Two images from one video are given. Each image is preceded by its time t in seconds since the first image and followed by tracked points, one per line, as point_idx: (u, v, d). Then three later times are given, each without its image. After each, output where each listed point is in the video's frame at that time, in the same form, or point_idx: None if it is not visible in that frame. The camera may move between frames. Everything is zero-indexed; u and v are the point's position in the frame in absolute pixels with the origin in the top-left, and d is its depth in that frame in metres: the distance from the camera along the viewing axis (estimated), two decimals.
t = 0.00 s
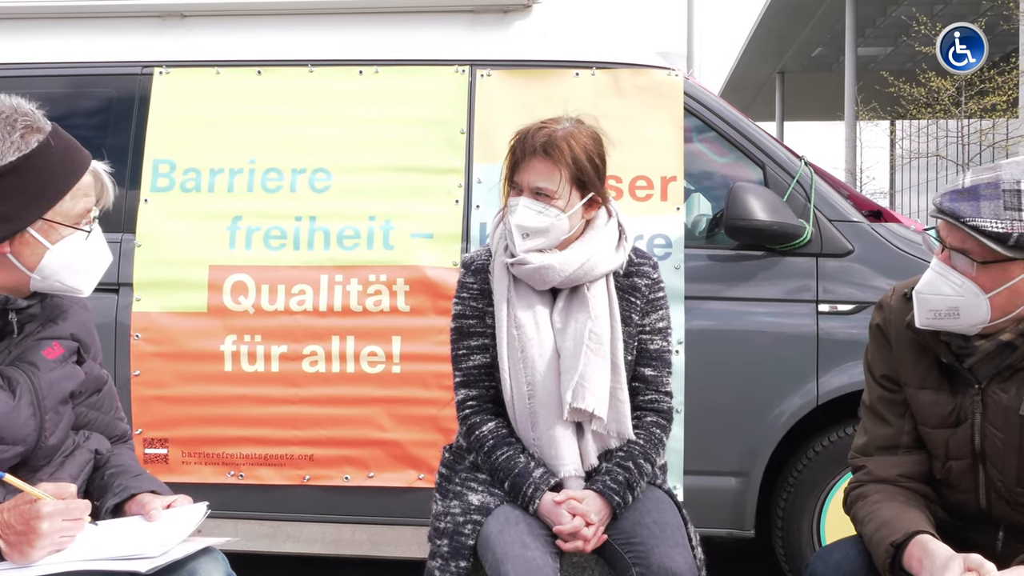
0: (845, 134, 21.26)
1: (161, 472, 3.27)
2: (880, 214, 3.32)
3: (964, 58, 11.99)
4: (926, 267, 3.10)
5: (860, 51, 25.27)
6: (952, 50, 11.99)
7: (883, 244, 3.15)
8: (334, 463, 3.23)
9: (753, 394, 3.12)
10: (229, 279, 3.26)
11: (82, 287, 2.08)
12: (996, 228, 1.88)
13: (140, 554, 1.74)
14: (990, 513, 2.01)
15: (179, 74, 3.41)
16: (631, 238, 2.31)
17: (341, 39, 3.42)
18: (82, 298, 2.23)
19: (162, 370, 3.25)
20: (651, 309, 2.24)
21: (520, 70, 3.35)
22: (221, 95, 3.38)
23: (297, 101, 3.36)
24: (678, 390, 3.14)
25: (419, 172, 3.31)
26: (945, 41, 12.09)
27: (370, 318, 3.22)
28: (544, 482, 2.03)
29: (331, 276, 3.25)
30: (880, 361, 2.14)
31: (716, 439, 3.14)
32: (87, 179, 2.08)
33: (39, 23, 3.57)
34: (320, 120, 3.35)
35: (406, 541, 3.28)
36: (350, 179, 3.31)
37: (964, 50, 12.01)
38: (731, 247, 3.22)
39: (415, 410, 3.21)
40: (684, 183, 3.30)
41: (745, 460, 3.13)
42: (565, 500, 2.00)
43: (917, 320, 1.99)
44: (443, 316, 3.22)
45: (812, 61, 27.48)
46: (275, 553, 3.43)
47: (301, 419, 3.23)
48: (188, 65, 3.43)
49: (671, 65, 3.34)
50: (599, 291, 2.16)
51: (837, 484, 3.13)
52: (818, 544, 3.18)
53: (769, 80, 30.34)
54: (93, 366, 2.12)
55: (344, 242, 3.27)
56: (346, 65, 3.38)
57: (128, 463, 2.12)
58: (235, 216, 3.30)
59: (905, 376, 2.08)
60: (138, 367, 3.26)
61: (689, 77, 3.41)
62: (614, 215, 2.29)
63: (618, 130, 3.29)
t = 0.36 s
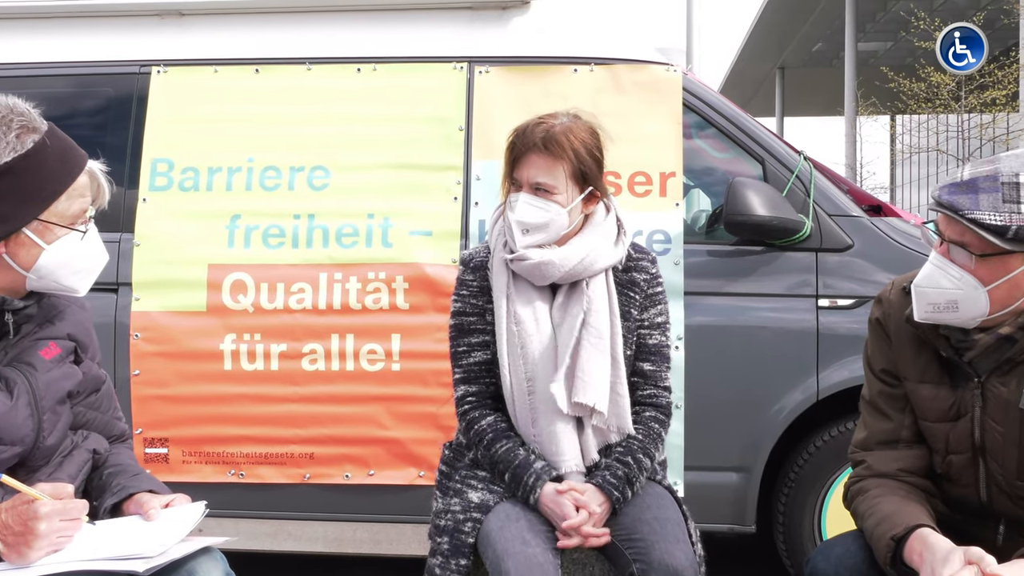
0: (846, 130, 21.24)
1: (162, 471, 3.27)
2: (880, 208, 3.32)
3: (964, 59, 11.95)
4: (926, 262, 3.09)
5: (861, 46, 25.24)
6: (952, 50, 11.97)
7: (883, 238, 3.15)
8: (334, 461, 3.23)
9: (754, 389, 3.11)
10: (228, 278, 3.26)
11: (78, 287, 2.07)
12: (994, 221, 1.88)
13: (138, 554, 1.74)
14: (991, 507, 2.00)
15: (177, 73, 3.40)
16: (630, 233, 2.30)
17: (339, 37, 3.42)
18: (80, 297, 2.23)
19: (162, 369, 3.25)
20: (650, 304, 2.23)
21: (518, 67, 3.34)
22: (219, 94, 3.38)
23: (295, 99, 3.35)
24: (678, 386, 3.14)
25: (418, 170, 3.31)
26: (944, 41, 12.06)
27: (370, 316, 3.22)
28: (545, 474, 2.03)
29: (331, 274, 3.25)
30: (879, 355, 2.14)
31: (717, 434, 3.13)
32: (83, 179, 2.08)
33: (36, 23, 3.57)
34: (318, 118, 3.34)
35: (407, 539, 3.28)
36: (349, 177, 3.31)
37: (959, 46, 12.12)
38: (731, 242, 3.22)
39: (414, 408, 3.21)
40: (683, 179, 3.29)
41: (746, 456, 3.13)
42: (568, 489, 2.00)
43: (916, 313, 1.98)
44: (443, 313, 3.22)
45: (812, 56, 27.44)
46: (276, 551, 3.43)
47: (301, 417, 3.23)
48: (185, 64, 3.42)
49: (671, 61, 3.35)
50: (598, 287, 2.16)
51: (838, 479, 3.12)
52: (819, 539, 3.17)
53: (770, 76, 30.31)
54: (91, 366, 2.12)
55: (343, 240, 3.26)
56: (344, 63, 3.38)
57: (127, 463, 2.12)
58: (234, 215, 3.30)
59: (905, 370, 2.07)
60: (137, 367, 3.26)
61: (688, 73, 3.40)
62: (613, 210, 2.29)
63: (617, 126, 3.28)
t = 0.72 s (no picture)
0: (842, 125, 21.26)
1: (155, 467, 3.26)
2: (875, 204, 3.32)
3: (964, 58, 11.90)
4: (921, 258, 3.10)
5: (857, 41, 25.24)
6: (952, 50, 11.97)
7: (879, 234, 3.15)
8: (329, 457, 3.23)
9: (749, 385, 3.11)
10: (222, 274, 3.25)
11: (71, 284, 2.06)
12: (989, 218, 1.88)
13: (131, 551, 1.73)
14: (985, 503, 2.00)
15: (171, 67, 3.39)
16: (628, 230, 2.30)
17: (334, 32, 3.40)
18: (73, 294, 2.22)
19: (156, 365, 3.24)
20: (646, 301, 2.23)
21: (514, 62, 3.33)
22: (213, 88, 3.36)
23: (289, 94, 3.34)
24: (673, 381, 3.13)
25: (413, 165, 3.30)
26: (945, 41, 12.03)
27: (365, 312, 3.21)
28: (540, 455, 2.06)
29: (325, 270, 3.24)
30: (874, 351, 2.14)
31: (712, 430, 3.13)
32: (76, 176, 2.07)
33: (29, 17, 3.55)
34: (313, 113, 3.33)
35: (401, 535, 3.27)
36: (344, 172, 3.30)
37: (960, 49, 12.01)
38: (726, 238, 3.21)
39: (409, 404, 3.20)
40: (679, 175, 3.29)
41: (741, 451, 3.13)
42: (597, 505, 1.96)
43: (911, 310, 1.98)
44: (438, 309, 3.21)
45: (808, 52, 27.44)
46: (270, 548, 3.42)
47: (295, 413, 3.22)
48: (179, 58, 3.41)
49: (666, 56, 3.32)
50: (595, 284, 2.15)
51: (832, 475, 3.13)
52: (814, 534, 3.17)
53: (765, 72, 30.31)
54: (83, 362, 2.12)
55: (338, 236, 3.25)
56: (339, 58, 3.36)
57: (120, 459, 2.11)
58: (228, 210, 3.29)
59: (900, 366, 2.07)
60: (131, 362, 3.25)
61: (684, 68, 3.39)
62: (612, 207, 2.28)
63: (613, 122, 3.28)
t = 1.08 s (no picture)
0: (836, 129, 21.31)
1: (150, 473, 3.25)
2: (869, 210, 3.34)
3: (964, 58, 11.65)
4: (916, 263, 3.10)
5: (851, 46, 25.33)
6: (953, 50, 11.72)
7: (873, 240, 3.16)
8: (324, 463, 3.22)
9: (744, 389, 3.12)
10: (217, 279, 3.24)
11: (66, 293, 2.06)
12: (985, 224, 1.88)
13: (125, 559, 1.74)
14: (980, 509, 2.01)
15: (166, 73, 3.39)
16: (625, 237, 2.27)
17: (329, 38, 3.41)
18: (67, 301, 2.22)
19: (151, 371, 3.23)
20: (643, 307, 2.23)
21: (509, 68, 3.34)
22: (208, 94, 3.36)
23: (284, 100, 3.34)
24: (668, 387, 3.14)
25: (408, 171, 3.30)
26: (947, 40, 11.82)
27: (360, 317, 3.21)
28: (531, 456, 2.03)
29: (321, 275, 3.24)
30: (869, 357, 2.14)
31: (707, 435, 3.14)
32: (72, 186, 2.06)
33: (24, 23, 3.54)
34: (308, 119, 3.33)
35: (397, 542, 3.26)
36: (340, 178, 3.30)
37: (961, 50, 11.89)
38: (721, 243, 3.22)
39: (405, 410, 3.20)
40: (674, 181, 3.30)
41: (736, 457, 3.13)
42: (597, 515, 1.96)
43: (906, 316, 2.00)
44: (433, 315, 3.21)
45: (802, 56, 27.52)
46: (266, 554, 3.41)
47: (291, 419, 3.21)
48: (174, 64, 3.41)
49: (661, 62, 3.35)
50: (592, 288, 2.16)
51: (827, 480, 3.13)
52: (809, 540, 3.18)
53: (760, 77, 30.40)
54: (78, 370, 2.11)
55: (333, 242, 3.25)
56: (334, 64, 3.37)
57: (115, 466, 2.11)
58: (223, 216, 3.28)
59: (894, 371, 2.08)
60: (126, 368, 3.24)
61: (678, 74, 3.40)
62: (609, 212, 2.24)
63: (608, 128, 3.28)
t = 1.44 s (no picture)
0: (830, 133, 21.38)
1: (143, 477, 3.24)
2: (863, 212, 3.33)
3: (964, 58, 11.62)
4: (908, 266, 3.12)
5: (845, 50, 25.41)
6: (953, 50, 11.67)
7: (866, 243, 3.17)
8: (318, 465, 3.22)
9: (738, 393, 3.12)
10: (211, 282, 3.24)
11: (59, 297, 2.06)
12: (975, 228, 1.89)
13: (118, 561, 1.73)
14: (972, 511, 2.01)
15: (160, 75, 3.38)
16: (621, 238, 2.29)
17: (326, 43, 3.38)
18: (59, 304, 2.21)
19: (144, 374, 3.23)
20: (636, 310, 2.24)
21: (503, 71, 3.35)
22: (202, 96, 3.36)
23: (279, 102, 3.34)
24: (662, 389, 3.14)
25: (402, 173, 3.30)
26: (946, 40, 11.80)
27: (353, 320, 3.21)
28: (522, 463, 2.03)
29: (314, 278, 3.23)
30: (861, 359, 2.15)
31: (701, 439, 3.14)
32: (67, 194, 2.06)
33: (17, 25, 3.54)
34: (302, 121, 3.33)
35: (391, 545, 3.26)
36: (334, 180, 3.30)
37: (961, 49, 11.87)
38: (715, 246, 3.23)
39: (398, 412, 3.20)
40: (667, 183, 3.30)
41: (730, 460, 3.14)
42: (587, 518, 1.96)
43: (898, 319, 2.00)
44: (427, 317, 3.21)
45: (797, 59, 27.58)
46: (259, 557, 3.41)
47: (285, 422, 3.21)
48: (168, 66, 3.40)
49: (654, 65, 3.33)
50: (588, 289, 2.15)
51: (820, 483, 3.14)
52: (802, 543, 3.19)
53: (754, 79, 30.47)
54: (70, 373, 2.11)
55: (327, 244, 3.25)
56: (328, 66, 3.37)
57: (107, 468, 2.11)
58: (217, 219, 3.28)
59: (886, 374, 2.09)
60: (119, 371, 3.23)
61: (672, 77, 3.41)
62: (606, 215, 2.27)
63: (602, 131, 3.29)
